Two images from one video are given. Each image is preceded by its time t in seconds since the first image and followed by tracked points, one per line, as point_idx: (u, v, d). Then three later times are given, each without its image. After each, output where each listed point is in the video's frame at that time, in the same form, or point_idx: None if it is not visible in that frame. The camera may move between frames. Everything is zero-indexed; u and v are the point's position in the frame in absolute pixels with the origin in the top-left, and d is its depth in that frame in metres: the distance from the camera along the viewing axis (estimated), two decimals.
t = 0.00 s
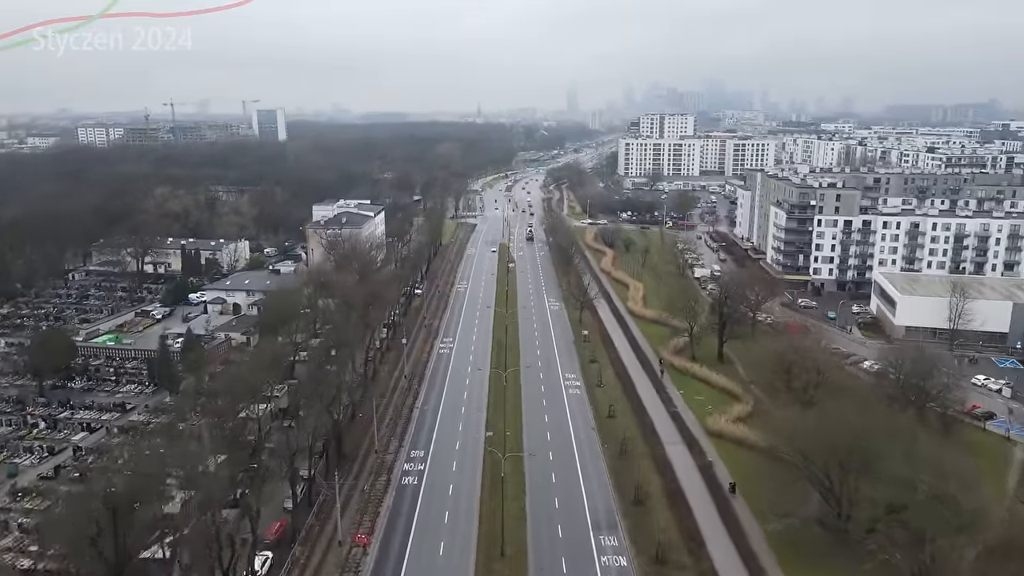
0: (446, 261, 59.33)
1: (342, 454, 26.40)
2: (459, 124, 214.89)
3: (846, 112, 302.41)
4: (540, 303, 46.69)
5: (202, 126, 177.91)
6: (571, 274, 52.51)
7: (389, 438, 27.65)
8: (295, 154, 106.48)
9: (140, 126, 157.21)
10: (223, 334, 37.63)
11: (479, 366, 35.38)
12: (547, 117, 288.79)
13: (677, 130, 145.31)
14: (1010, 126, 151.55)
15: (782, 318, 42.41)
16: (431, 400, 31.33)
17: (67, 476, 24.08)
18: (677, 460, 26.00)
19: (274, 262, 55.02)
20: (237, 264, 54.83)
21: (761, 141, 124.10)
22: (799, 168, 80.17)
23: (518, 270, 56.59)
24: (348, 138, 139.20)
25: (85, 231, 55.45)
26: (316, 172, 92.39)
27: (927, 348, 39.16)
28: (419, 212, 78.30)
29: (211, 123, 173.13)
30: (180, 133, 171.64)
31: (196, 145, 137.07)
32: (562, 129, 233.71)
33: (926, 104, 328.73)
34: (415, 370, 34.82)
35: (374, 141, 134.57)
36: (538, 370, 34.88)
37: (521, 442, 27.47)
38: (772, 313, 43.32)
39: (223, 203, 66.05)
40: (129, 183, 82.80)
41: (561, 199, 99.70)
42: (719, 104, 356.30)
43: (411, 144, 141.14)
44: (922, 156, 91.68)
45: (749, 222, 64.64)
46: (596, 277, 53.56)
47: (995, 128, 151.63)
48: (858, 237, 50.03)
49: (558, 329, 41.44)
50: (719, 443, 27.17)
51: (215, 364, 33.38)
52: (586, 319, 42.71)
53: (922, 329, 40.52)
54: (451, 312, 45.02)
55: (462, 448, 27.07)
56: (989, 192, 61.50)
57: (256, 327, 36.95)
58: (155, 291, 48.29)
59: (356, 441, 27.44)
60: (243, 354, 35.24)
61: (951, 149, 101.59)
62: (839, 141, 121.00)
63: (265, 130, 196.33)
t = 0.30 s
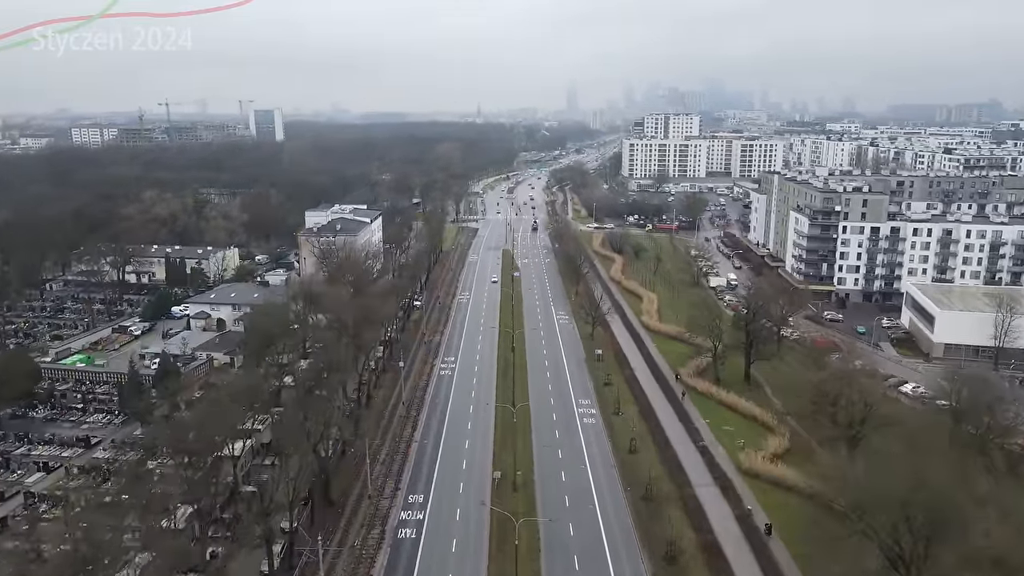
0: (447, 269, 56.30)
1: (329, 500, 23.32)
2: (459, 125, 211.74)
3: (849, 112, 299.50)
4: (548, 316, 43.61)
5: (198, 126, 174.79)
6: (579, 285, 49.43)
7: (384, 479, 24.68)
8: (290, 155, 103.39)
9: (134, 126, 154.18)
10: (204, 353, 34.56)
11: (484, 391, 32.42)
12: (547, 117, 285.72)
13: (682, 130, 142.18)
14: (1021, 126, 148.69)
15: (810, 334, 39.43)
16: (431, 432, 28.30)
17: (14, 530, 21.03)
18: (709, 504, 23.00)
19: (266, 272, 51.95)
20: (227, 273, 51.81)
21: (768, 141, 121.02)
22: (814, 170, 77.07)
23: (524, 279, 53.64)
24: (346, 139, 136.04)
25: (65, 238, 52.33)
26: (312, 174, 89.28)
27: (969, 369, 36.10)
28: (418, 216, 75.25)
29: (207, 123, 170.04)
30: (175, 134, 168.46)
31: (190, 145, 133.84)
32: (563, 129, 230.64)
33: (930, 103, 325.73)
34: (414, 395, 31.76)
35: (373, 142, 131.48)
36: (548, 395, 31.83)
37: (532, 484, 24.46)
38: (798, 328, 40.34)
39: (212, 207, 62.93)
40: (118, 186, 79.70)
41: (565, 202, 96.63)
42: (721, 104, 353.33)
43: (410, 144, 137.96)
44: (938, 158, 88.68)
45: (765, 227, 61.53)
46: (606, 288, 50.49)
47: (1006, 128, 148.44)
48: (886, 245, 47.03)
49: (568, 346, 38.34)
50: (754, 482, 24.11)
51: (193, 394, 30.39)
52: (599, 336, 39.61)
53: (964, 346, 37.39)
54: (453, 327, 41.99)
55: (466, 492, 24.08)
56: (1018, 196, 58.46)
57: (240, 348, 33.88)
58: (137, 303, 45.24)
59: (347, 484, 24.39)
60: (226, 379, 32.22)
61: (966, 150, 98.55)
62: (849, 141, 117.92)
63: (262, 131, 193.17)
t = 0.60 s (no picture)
0: (444, 279, 53.24)
1: (301, 562, 20.24)
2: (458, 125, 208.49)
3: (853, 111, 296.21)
4: (550, 333, 40.43)
5: (192, 126, 171.53)
6: (584, 298, 46.30)
7: (366, 533, 21.59)
8: (283, 156, 100.32)
9: (125, 127, 150.97)
10: (175, 377, 31.51)
11: (482, 420, 29.36)
12: (548, 117, 282.53)
13: (686, 130, 138.97)
14: None
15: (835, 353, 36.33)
16: (421, 473, 25.20)
17: None
18: (740, 564, 19.95)
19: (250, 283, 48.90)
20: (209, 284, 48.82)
21: (775, 142, 117.81)
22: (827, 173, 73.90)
23: (525, 289, 50.63)
24: (341, 140, 132.68)
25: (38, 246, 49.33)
26: (304, 177, 86.08)
27: (1014, 393, 32.98)
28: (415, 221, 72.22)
29: (201, 124, 167.05)
30: (169, 135, 165.54)
31: (182, 147, 130.77)
32: (563, 129, 227.30)
33: (934, 104, 322.21)
34: (403, 428, 28.64)
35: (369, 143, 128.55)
36: (552, 427, 28.72)
37: (537, 540, 21.34)
38: (822, 345, 37.31)
39: (198, 212, 59.88)
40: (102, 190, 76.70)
41: (567, 205, 93.59)
42: (723, 104, 350.27)
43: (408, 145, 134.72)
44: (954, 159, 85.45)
45: (778, 234, 58.39)
46: (612, 300, 47.38)
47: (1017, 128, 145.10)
48: (913, 254, 43.87)
49: (574, 368, 35.19)
50: (790, 536, 20.99)
51: (157, 429, 27.36)
52: (607, 357, 36.50)
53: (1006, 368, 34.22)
54: (447, 345, 38.84)
55: (461, 548, 20.96)
56: None
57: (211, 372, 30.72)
58: (110, 317, 42.22)
59: (321, 539, 21.24)
60: (196, 409, 29.17)
61: (982, 151, 95.23)
62: (859, 141, 114.59)
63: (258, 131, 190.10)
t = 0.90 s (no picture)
0: (437, 289, 50.18)
1: None
2: (456, 125, 205.44)
3: (856, 112, 293.29)
4: (551, 352, 37.20)
5: (185, 125, 168.49)
6: (587, 313, 43.21)
7: None
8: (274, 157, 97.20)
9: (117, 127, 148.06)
10: (133, 408, 28.41)
11: (476, 460, 26.29)
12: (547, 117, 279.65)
13: (689, 131, 135.93)
14: None
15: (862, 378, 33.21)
16: (405, 527, 22.06)
17: None
18: None
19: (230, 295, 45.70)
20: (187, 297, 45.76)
21: (781, 143, 114.74)
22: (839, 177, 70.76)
23: (524, 301, 47.57)
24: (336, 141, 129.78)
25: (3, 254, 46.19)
26: (294, 179, 82.75)
27: None
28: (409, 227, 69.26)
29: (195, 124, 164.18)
30: (162, 135, 162.73)
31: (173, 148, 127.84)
32: (563, 129, 224.29)
33: (936, 104, 319.34)
34: (385, 469, 25.48)
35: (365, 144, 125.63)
36: (554, 468, 25.61)
37: None
38: (848, 368, 34.22)
39: (178, 218, 56.72)
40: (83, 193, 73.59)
41: (567, 208, 90.75)
42: (723, 104, 347.37)
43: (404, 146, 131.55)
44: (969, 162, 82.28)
45: (791, 241, 55.17)
46: (617, 315, 44.21)
47: None
48: (941, 265, 40.69)
49: (577, 395, 32.01)
50: None
51: (105, 472, 24.49)
52: (613, 382, 33.35)
53: None
54: (438, 365, 35.63)
55: None
56: None
57: (170, 398, 27.53)
58: (75, 334, 39.09)
59: None
60: (153, 447, 26.12)
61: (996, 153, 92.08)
62: (867, 142, 111.50)
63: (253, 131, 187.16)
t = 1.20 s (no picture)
0: (434, 301, 47.19)
1: None
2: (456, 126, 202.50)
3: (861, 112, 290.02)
4: (554, 375, 34.20)
5: (179, 126, 165.42)
6: (594, 329, 40.16)
7: None
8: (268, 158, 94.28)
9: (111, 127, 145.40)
10: (89, 444, 25.50)
11: (471, 508, 23.20)
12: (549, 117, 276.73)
13: (694, 132, 132.82)
14: None
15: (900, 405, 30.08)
16: None
17: None
18: None
19: (210, 310, 42.62)
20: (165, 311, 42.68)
21: (789, 144, 111.77)
22: (854, 182, 67.73)
23: (526, 315, 44.51)
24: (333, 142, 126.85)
25: None
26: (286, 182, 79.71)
27: None
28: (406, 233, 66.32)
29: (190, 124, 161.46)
30: (157, 135, 160.01)
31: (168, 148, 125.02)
32: (564, 129, 221.17)
33: (940, 104, 316.64)
34: (367, 519, 22.39)
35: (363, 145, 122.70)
36: (559, 518, 22.54)
37: None
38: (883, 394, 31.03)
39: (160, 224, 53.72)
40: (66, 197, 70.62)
41: (571, 212, 87.85)
42: (726, 104, 344.10)
43: (401, 148, 128.40)
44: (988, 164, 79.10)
45: (809, 249, 52.06)
46: (626, 331, 41.18)
47: None
48: (976, 278, 37.81)
49: (584, 426, 28.98)
50: None
51: (46, 525, 21.54)
52: (624, 411, 30.31)
53: None
54: (431, 391, 32.61)
55: None
56: None
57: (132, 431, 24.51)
58: (39, 353, 36.12)
59: None
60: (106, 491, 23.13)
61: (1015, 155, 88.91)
62: (879, 144, 108.27)
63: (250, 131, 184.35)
